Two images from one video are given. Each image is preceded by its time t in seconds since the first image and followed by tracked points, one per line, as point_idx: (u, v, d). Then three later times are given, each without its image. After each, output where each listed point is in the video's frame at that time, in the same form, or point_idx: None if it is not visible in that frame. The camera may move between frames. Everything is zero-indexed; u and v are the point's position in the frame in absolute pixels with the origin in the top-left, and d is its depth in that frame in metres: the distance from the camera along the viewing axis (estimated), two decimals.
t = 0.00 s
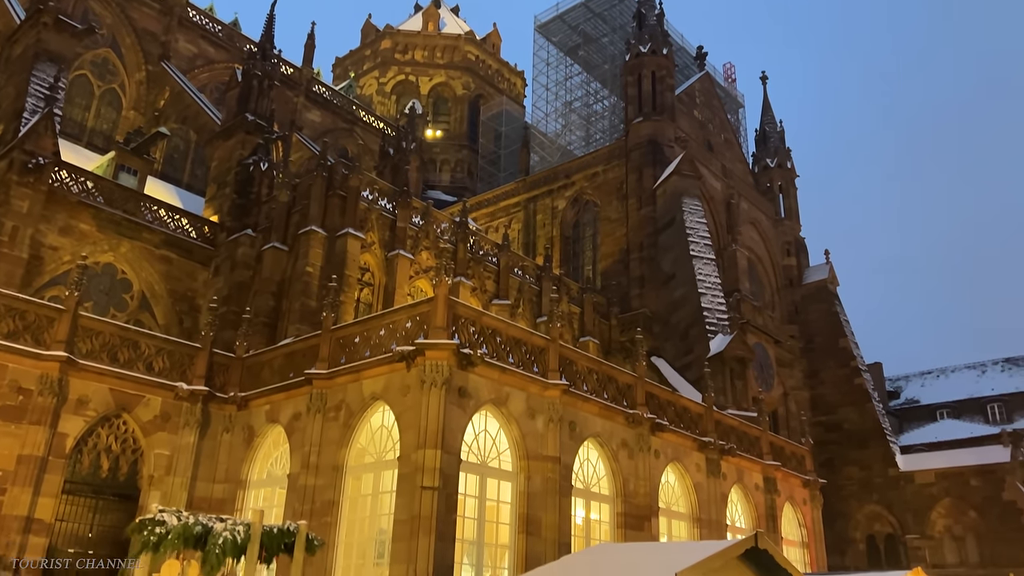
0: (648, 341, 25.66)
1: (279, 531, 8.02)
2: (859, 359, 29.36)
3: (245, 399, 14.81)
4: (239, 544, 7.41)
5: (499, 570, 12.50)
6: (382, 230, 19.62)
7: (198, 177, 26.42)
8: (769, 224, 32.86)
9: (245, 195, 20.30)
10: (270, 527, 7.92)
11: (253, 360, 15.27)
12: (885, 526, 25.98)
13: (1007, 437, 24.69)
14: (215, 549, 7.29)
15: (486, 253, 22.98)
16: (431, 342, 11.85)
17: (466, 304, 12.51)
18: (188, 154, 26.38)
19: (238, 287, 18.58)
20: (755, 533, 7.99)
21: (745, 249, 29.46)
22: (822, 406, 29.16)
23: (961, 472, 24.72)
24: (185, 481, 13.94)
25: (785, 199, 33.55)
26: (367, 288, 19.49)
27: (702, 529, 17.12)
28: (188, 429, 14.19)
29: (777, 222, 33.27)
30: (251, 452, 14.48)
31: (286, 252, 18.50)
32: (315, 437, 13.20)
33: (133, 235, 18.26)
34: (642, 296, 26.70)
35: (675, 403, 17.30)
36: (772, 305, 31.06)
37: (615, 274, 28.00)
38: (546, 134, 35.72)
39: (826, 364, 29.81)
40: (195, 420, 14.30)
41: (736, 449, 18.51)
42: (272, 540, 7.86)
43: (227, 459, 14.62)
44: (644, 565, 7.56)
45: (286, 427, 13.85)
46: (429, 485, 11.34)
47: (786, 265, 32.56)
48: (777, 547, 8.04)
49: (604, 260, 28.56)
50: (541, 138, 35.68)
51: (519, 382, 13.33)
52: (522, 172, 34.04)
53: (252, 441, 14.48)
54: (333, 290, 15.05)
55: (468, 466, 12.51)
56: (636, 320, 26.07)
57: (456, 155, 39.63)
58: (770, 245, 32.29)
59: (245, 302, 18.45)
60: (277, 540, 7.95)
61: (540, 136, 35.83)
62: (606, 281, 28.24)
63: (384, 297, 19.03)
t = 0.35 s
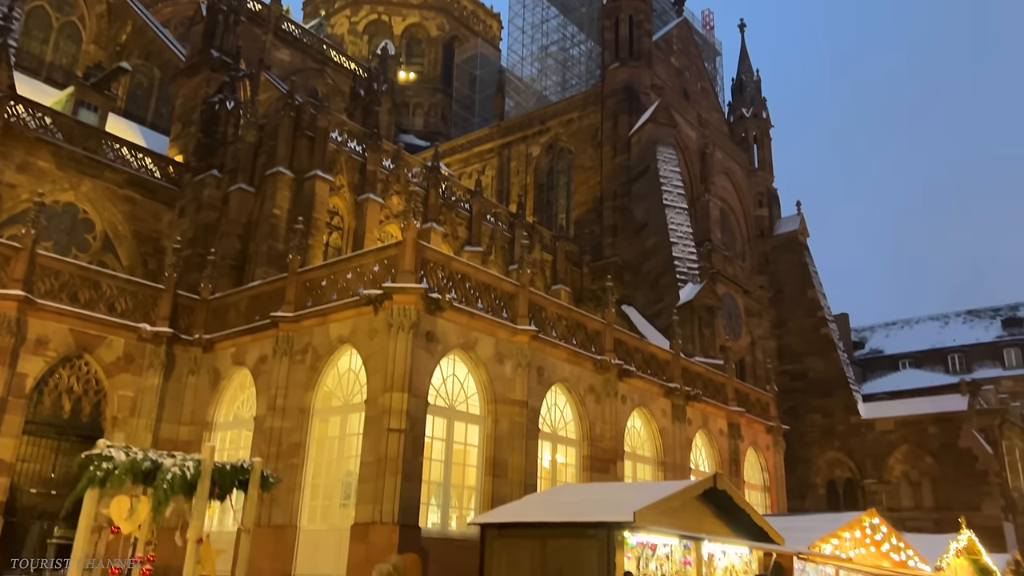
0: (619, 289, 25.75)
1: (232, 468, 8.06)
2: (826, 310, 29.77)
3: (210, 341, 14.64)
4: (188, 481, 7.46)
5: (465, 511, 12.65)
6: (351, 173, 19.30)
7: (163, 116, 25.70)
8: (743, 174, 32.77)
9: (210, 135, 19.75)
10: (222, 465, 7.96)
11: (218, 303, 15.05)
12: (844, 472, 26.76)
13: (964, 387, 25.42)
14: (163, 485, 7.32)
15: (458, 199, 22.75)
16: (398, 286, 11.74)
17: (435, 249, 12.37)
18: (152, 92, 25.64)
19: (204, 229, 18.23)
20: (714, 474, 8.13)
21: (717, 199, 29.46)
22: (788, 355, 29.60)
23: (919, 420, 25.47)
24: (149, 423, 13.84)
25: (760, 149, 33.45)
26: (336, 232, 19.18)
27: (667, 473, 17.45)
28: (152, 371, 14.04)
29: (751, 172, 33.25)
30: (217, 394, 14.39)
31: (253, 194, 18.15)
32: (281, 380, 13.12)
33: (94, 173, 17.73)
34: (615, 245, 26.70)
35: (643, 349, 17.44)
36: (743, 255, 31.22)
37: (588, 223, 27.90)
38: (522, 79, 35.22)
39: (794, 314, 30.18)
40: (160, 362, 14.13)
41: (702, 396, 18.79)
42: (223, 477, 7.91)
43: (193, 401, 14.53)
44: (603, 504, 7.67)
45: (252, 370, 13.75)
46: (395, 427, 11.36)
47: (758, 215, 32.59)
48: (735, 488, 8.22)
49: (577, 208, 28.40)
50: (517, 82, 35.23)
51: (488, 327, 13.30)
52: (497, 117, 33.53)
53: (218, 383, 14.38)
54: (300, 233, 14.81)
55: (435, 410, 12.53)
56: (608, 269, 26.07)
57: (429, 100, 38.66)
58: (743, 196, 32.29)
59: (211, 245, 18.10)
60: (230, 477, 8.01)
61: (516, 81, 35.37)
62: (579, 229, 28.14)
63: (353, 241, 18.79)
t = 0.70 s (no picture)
0: (564, 234, 25.73)
1: (148, 403, 7.79)
2: (764, 259, 30.34)
3: (140, 277, 14.14)
4: (97, 417, 7.23)
5: (403, 451, 12.65)
6: (290, 107, 18.62)
7: (91, 41, 24.33)
8: (690, 122, 32.69)
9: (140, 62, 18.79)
10: (136, 400, 7.67)
11: (148, 238, 14.50)
12: (774, 416, 27.77)
13: (891, 335, 26.44)
14: (70, 421, 7.06)
15: (402, 137, 22.23)
16: (336, 225, 11.46)
17: (374, 187, 12.05)
18: (79, 15, 24.21)
19: (134, 161, 17.43)
20: (646, 415, 8.24)
21: (664, 147, 29.46)
22: (726, 303, 30.12)
23: (847, 367, 26.50)
24: (76, 359, 13.39)
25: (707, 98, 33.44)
26: (274, 168, 18.55)
27: (604, 415, 17.76)
28: (78, 306, 13.52)
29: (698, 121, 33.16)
30: (147, 331, 13.97)
31: (187, 125, 17.40)
32: (214, 318, 12.78)
33: (14, 98, 16.69)
34: (562, 190, 26.62)
35: (584, 294, 17.53)
36: (688, 204, 31.34)
37: (535, 166, 27.65)
38: (470, 16, 33.98)
39: (734, 262, 30.63)
40: (86, 298, 13.62)
41: (641, 340, 19.06)
42: (138, 412, 7.65)
43: (122, 338, 14.10)
44: (535, 444, 7.71)
45: (184, 308, 13.35)
46: (332, 367, 11.20)
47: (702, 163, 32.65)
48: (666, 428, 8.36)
49: (525, 151, 28.09)
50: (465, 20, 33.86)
51: (429, 269, 13.12)
52: (444, 55, 32.65)
53: (148, 320, 13.96)
54: (234, 167, 14.27)
55: (374, 350, 12.37)
56: (553, 214, 25.98)
57: (374, 34, 37.23)
58: (688, 144, 32.02)
59: (141, 177, 17.35)
60: (146, 412, 7.76)
61: (464, 18, 33.87)
62: (525, 173, 27.87)
63: (292, 177, 18.24)
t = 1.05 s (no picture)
0: (489, 186, 25.50)
1: (32, 345, 7.13)
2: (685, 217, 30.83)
3: (36, 216, 13.28)
4: None
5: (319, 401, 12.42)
6: (203, 41, 17.61)
7: None
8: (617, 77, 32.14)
9: None
10: (16, 341, 7.00)
11: (45, 174, 13.58)
12: (688, 369, 28.74)
13: (801, 294, 27.50)
14: None
15: (323, 79, 21.38)
16: (249, 165, 10.96)
17: (291, 128, 11.56)
18: None
19: (30, 91, 16.18)
20: (564, 365, 8.27)
21: (591, 101, 29.33)
22: (647, 260, 30.49)
23: (759, 323, 27.57)
24: None
25: (636, 54, 33.34)
26: (186, 105, 17.60)
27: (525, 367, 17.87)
28: None
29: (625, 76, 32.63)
30: (44, 274, 13.19)
31: (90, 55, 16.26)
32: (117, 261, 12.13)
33: None
34: (488, 141, 26.32)
35: (508, 247, 17.45)
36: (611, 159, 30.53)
37: (462, 116, 27.11)
38: None
39: (656, 220, 30.99)
40: None
41: (563, 294, 19.17)
42: (18, 354, 6.98)
43: (17, 281, 13.28)
44: (452, 393, 7.64)
45: (84, 250, 12.62)
46: (243, 314, 10.81)
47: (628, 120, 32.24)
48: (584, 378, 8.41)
49: (452, 100, 27.51)
50: None
51: (348, 216, 12.76)
52: None
53: (45, 262, 13.17)
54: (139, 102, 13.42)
55: (289, 298, 11.97)
56: (479, 165, 25.62)
57: None
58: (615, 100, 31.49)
59: (38, 109, 16.15)
60: (29, 355, 7.08)
61: None
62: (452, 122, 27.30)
63: (206, 117, 17.39)
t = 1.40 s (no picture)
0: (387, 142, 24.89)
1: None
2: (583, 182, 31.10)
3: None
4: None
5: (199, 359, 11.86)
6: None
7: None
8: (519, 37, 30.64)
9: None
10: None
11: None
12: (581, 331, 29.48)
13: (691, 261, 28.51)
14: None
15: (210, 20, 20.09)
16: (122, 106, 10.19)
17: (169, 68, 10.80)
18: None
19: None
20: (454, 324, 8.16)
21: (494, 60, 28.93)
22: (545, 223, 30.52)
23: (650, 288, 28.48)
24: None
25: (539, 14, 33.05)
26: (54, 39, 16.22)
27: (420, 326, 17.71)
28: None
29: (528, 37, 31.21)
30: None
31: None
32: None
33: None
34: (386, 94, 25.61)
35: (405, 204, 17.11)
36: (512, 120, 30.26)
37: (360, 67, 26.18)
38: None
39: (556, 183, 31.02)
40: None
41: (460, 254, 19.05)
42: None
43: None
44: (335, 351, 7.41)
45: None
46: (114, 266, 10.14)
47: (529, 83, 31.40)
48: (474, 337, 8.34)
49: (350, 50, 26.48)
50: None
51: (231, 165, 12.13)
52: None
53: None
54: None
55: (165, 250, 11.26)
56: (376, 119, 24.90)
57: None
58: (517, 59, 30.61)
59: None
60: None
61: None
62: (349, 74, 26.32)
63: (77, 53, 16.09)
